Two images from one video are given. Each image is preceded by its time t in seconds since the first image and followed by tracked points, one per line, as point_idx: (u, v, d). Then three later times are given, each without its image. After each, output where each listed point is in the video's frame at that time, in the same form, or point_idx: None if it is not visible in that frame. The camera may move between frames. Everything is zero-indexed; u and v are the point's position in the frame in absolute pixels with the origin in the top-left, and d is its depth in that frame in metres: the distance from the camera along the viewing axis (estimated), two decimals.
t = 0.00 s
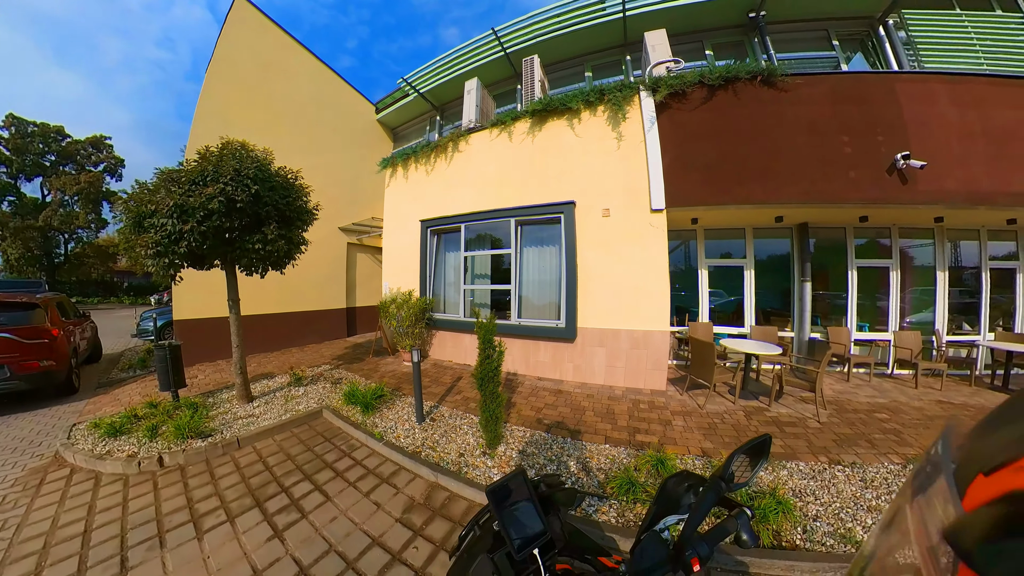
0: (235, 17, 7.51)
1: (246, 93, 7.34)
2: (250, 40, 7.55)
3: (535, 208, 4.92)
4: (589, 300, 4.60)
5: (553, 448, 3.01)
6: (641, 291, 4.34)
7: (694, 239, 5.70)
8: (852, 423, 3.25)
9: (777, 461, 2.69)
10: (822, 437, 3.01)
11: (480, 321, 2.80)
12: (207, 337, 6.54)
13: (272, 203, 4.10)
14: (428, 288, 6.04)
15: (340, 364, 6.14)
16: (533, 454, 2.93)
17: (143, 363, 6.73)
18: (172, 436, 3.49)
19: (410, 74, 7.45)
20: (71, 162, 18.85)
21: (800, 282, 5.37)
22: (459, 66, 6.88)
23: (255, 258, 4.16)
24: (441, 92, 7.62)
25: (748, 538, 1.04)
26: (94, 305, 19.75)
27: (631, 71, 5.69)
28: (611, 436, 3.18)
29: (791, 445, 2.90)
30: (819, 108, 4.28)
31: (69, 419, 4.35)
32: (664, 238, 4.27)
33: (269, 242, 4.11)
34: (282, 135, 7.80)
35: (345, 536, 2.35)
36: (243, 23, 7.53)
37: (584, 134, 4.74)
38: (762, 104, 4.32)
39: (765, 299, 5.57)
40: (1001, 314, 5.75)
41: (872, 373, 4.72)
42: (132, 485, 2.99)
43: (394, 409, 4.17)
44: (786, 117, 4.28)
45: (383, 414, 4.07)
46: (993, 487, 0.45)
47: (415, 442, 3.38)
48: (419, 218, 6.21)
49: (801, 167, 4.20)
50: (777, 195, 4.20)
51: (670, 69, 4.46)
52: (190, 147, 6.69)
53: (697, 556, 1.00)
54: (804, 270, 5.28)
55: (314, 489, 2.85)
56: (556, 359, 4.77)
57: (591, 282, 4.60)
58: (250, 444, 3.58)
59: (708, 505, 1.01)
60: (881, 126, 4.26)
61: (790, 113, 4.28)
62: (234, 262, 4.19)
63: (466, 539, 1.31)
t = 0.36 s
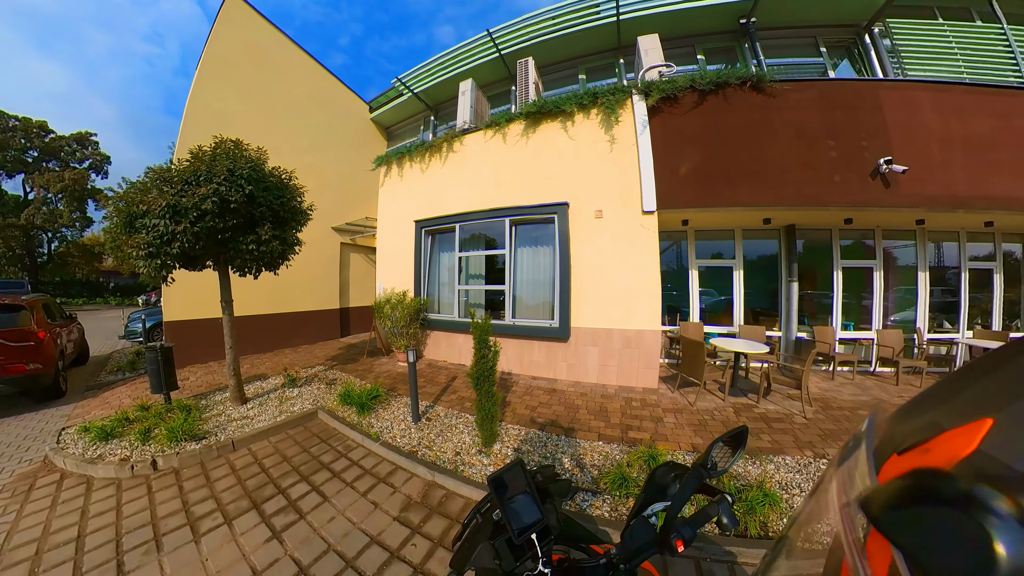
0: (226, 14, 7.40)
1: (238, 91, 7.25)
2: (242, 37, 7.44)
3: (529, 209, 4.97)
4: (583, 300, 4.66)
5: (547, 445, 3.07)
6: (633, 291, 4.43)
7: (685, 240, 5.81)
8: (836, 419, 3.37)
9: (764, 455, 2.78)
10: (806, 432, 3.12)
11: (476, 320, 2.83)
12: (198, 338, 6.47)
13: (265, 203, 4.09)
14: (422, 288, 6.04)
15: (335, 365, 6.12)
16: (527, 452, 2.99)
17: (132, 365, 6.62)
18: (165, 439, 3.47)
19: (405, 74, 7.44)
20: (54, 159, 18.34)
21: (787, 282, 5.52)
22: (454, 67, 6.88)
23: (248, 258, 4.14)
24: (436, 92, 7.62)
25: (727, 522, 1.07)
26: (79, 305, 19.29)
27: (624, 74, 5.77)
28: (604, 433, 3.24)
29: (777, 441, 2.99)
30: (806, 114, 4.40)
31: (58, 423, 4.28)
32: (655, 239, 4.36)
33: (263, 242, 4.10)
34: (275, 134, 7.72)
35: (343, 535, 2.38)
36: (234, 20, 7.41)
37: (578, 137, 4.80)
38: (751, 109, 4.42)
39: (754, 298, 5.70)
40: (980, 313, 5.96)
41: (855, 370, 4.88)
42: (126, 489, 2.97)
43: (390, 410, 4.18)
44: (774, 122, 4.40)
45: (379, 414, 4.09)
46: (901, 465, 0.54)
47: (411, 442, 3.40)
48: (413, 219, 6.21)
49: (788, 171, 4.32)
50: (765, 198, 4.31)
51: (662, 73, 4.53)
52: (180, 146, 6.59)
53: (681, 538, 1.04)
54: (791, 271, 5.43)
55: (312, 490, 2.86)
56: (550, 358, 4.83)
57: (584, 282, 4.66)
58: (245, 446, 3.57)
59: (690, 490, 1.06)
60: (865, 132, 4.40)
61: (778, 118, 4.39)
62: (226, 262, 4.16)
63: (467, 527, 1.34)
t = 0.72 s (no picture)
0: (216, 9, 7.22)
1: (227, 88, 7.08)
2: (232, 33, 7.27)
3: (526, 209, 4.90)
4: (580, 302, 4.60)
5: (545, 451, 3.00)
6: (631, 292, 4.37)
7: (682, 241, 5.78)
8: (836, 419, 3.35)
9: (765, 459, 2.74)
10: (807, 434, 3.09)
11: (472, 323, 2.74)
12: (186, 341, 6.29)
13: (254, 202, 3.96)
14: (416, 289, 5.93)
15: (327, 368, 5.99)
16: (525, 458, 2.91)
17: (117, 370, 6.41)
18: (150, 449, 3.32)
19: (400, 71, 7.33)
20: (37, 157, 17.87)
21: (783, 283, 5.52)
22: (450, 65, 6.80)
23: (237, 260, 4.01)
24: (431, 90, 7.52)
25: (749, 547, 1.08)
26: (63, 306, 18.80)
27: (622, 74, 5.74)
28: (603, 438, 3.18)
29: (778, 443, 2.96)
30: (804, 115, 4.39)
31: (36, 432, 4.11)
32: (653, 240, 4.31)
33: (252, 243, 3.97)
34: (266, 132, 7.56)
35: (336, 549, 2.28)
36: (225, 15, 7.24)
37: (576, 136, 4.74)
38: (749, 109, 4.40)
39: (750, 299, 5.69)
40: (971, 313, 6.03)
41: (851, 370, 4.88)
42: (107, 502, 2.83)
43: (384, 414, 4.08)
44: (772, 122, 4.38)
45: (373, 419, 3.98)
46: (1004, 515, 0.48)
47: (406, 449, 3.31)
48: (408, 219, 6.10)
49: (786, 172, 4.31)
50: (763, 199, 4.29)
51: (661, 72, 4.49)
52: (168, 144, 6.41)
53: (703, 567, 1.03)
54: (788, 271, 5.43)
55: (303, 500, 2.76)
56: (547, 360, 4.75)
57: (582, 283, 4.60)
58: (234, 455, 3.44)
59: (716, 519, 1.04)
60: (863, 133, 4.40)
61: (776, 119, 4.38)
62: (214, 264, 4.03)
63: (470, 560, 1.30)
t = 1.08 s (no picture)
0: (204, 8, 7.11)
1: (217, 88, 6.98)
2: (221, 32, 7.17)
3: (518, 214, 4.93)
4: (572, 307, 4.64)
5: (536, 456, 3.03)
6: (621, 297, 4.43)
7: (672, 246, 5.87)
8: (818, 423, 3.45)
9: (749, 462, 2.81)
10: (790, 438, 3.18)
11: (463, 331, 2.76)
12: (175, 346, 6.20)
13: (244, 209, 3.93)
14: (409, 292, 5.93)
15: (320, 373, 5.96)
16: (516, 463, 2.95)
17: (105, 376, 6.30)
18: (141, 459, 3.28)
19: (393, 73, 7.30)
20: (20, 155, 17.42)
21: (771, 287, 5.62)
22: (444, 67, 6.79)
23: (228, 267, 3.98)
24: (425, 92, 7.51)
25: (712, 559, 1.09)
26: (46, 308, 18.37)
27: (614, 80, 5.80)
28: (592, 442, 3.22)
29: (762, 447, 3.03)
30: (790, 123, 4.49)
31: (22, 442, 4.03)
32: (642, 246, 4.37)
33: (243, 250, 3.94)
34: (257, 133, 7.47)
35: (330, 557, 2.29)
36: (214, 14, 7.13)
37: (567, 142, 4.78)
38: (737, 117, 4.48)
39: (739, 303, 5.79)
40: (951, 314, 6.21)
41: (835, 373, 5.00)
42: (99, 515, 2.79)
43: (377, 420, 4.08)
44: (760, 131, 4.47)
45: (366, 425, 3.98)
46: (940, 543, 0.51)
47: (399, 455, 3.32)
48: (400, 222, 6.09)
49: (773, 180, 4.40)
50: (750, 206, 4.38)
51: (651, 80, 4.55)
52: (157, 147, 6.31)
53: None
54: (775, 276, 5.54)
55: (297, 509, 2.75)
56: (538, 364, 4.79)
57: (573, 288, 4.64)
58: (227, 463, 3.42)
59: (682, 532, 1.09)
60: (847, 143, 4.52)
61: (763, 127, 4.47)
62: (205, 271, 3.99)
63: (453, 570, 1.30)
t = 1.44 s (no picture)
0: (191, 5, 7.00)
1: (204, 88, 6.90)
2: (208, 30, 7.07)
3: (504, 217, 4.93)
4: (556, 310, 4.67)
5: (517, 459, 3.06)
6: (605, 300, 4.47)
7: (658, 249, 5.94)
8: (793, 428, 3.52)
9: (726, 465, 2.87)
10: (766, 442, 3.24)
11: (443, 335, 2.77)
12: (161, 349, 6.13)
13: (229, 215, 3.89)
14: (396, 294, 5.92)
15: (307, 375, 5.93)
16: (497, 465, 2.97)
17: (90, 380, 6.21)
18: (128, 463, 3.25)
19: (382, 74, 7.27)
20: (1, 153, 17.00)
21: (754, 289, 5.71)
22: (433, 69, 6.78)
23: (212, 272, 3.95)
24: (414, 93, 7.49)
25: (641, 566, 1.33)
26: (30, 310, 17.98)
27: (601, 83, 5.85)
28: (574, 444, 3.26)
29: (740, 449, 3.09)
30: (772, 129, 4.57)
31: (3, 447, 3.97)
32: (625, 249, 4.42)
33: (227, 255, 3.91)
34: (245, 134, 7.39)
35: (311, 555, 2.30)
36: (200, 12, 7.02)
37: (553, 146, 4.81)
38: (720, 122, 4.55)
39: (723, 305, 5.88)
40: (931, 314, 6.35)
41: (816, 374, 5.10)
42: (85, 519, 2.76)
43: (363, 423, 4.08)
44: (742, 136, 4.54)
45: (351, 428, 3.98)
46: None
47: (382, 457, 3.32)
48: (388, 224, 6.06)
49: (756, 185, 4.47)
50: (732, 210, 4.45)
51: (636, 84, 4.60)
52: (142, 148, 6.24)
53: None
54: (758, 278, 5.62)
55: (281, 510, 2.74)
56: (524, 367, 4.82)
57: (557, 291, 4.67)
58: (213, 467, 3.39)
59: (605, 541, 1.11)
60: (828, 149, 4.60)
61: (745, 134, 4.54)
62: (189, 275, 3.96)
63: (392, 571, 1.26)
